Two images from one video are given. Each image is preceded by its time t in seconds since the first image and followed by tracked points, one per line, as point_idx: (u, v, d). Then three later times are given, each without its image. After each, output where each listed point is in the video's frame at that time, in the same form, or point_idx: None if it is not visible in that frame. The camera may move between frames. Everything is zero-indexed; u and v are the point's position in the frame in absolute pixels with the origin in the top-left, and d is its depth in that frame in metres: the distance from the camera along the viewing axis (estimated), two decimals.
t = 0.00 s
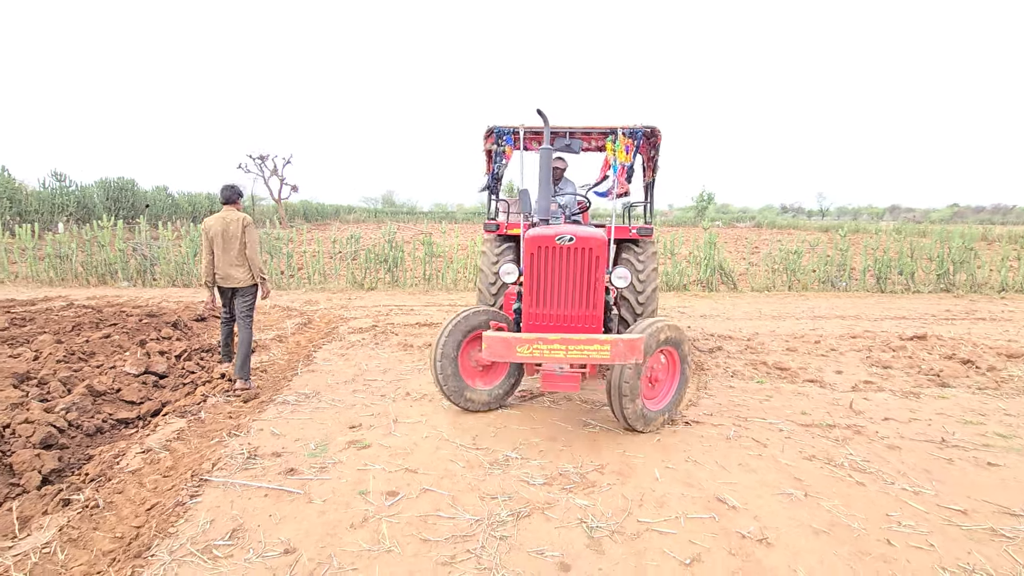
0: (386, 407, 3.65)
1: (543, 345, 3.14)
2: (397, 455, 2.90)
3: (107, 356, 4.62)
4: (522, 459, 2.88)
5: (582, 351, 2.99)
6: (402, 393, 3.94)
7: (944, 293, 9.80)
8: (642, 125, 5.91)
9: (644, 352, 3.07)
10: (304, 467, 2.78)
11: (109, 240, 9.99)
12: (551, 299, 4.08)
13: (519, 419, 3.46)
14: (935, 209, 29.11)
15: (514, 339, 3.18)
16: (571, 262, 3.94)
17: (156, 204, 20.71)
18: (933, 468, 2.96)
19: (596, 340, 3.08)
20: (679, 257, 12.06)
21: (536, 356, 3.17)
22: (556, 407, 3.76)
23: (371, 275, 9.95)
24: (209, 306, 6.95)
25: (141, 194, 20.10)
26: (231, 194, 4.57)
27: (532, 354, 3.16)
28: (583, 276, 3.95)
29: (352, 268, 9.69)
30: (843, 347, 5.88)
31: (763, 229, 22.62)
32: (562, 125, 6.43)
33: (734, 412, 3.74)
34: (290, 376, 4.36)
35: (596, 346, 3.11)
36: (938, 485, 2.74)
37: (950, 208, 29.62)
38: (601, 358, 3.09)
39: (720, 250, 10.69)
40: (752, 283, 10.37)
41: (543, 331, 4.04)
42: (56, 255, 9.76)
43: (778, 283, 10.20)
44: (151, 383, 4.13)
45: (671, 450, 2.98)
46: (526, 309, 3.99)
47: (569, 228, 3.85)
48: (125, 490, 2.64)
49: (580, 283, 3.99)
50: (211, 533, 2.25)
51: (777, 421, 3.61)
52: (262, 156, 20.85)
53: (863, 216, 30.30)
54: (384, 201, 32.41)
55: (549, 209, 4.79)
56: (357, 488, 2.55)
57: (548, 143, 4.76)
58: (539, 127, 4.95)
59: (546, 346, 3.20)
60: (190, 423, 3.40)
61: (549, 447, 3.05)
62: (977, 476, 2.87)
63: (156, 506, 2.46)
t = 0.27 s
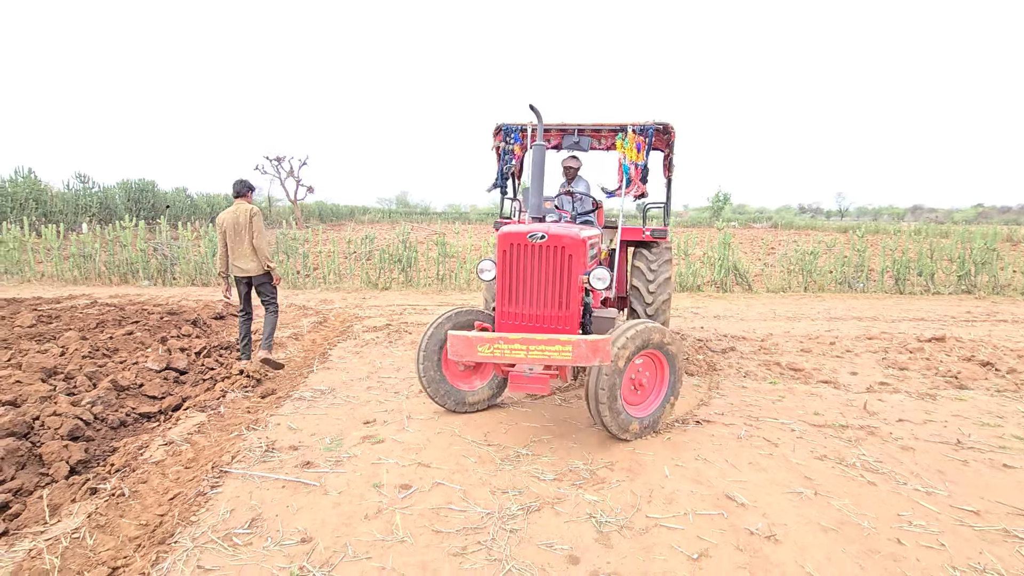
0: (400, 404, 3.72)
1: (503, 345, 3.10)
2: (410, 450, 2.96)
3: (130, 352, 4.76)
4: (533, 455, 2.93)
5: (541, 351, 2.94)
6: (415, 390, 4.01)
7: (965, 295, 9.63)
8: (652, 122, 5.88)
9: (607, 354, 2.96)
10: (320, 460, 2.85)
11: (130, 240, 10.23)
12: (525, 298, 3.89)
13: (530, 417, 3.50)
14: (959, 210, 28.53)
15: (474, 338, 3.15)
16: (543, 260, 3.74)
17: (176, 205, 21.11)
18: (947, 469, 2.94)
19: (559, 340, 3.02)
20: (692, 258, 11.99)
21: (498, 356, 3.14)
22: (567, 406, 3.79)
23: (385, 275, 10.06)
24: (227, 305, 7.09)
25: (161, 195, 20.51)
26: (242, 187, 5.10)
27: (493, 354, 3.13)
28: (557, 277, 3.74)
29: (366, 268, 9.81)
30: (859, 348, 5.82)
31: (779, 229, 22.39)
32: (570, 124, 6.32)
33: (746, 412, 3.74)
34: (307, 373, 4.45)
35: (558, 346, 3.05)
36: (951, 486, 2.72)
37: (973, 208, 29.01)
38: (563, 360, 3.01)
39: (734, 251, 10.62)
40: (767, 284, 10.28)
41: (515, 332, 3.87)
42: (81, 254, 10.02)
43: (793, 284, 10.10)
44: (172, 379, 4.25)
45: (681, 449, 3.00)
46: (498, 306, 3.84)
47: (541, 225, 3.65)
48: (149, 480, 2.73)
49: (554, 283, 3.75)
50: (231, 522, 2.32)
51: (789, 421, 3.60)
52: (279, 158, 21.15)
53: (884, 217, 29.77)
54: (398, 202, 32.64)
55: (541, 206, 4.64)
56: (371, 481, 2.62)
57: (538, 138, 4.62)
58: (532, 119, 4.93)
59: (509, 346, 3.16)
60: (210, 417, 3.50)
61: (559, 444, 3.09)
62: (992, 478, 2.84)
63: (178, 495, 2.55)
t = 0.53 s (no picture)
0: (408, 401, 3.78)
1: (456, 348, 3.11)
2: (416, 446, 3.01)
3: (147, 349, 4.89)
4: (537, 453, 2.96)
5: (489, 355, 2.93)
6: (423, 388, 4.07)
7: (984, 296, 9.45)
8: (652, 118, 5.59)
9: (557, 362, 2.87)
10: (328, 455, 2.92)
11: (150, 240, 10.46)
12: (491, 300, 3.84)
13: (535, 416, 3.53)
14: (982, 210, 27.93)
15: (429, 340, 3.19)
16: (503, 260, 3.69)
17: (194, 206, 21.50)
18: (955, 471, 2.92)
19: (511, 346, 2.98)
20: (705, 258, 11.93)
21: (453, 359, 3.16)
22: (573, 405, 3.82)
23: (397, 275, 10.16)
24: (242, 304, 7.24)
25: (180, 197, 20.91)
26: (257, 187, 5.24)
27: (447, 357, 3.16)
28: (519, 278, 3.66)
29: (379, 268, 9.92)
30: (871, 350, 5.76)
31: (795, 230, 22.15)
32: (569, 121, 6.25)
33: (752, 413, 3.73)
34: (318, 371, 4.54)
35: (511, 352, 3.01)
36: (957, 488, 2.70)
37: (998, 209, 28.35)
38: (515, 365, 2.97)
39: (747, 251, 10.54)
40: (781, 285, 10.19)
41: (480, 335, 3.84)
42: (102, 254, 10.29)
43: (807, 285, 9.99)
44: (187, 375, 4.36)
45: (684, 448, 3.01)
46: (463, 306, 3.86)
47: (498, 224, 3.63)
48: (163, 471, 2.82)
49: (517, 286, 3.67)
50: (241, 512, 2.39)
51: (796, 422, 3.58)
52: (294, 160, 21.44)
53: (906, 217, 29.20)
54: (412, 203, 32.90)
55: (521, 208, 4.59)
56: (377, 475, 2.68)
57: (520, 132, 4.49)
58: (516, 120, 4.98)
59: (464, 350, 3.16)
60: (223, 412, 3.59)
61: (563, 443, 3.12)
62: (1001, 480, 2.81)
63: (191, 487, 2.64)
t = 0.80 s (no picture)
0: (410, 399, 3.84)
1: (405, 353, 3.18)
2: (415, 442, 3.07)
3: (161, 346, 5.03)
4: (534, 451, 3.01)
5: (435, 357, 3.00)
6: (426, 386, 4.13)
7: (1003, 297, 9.26)
8: (638, 114, 5.31)
9: (501, 370, 2.96)
10: (330, 450, 3.00)
11: (167, 241, 10.70)
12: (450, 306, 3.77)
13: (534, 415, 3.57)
14: (1006, 210, 27.30)
15: (381, 344, 3.28)
16: (459, 266, 3.61)
17: (212, 207, 21.92)
18: (955, 473, 2.90)
19: (456, 353, 3.06)
20: (716, 259, 11.85)
21: (402, 364, 3.22)
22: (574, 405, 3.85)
23: (408, 275, 10.27)
24: (255, 303, 7.39)
25: (198, 199, 21.32)
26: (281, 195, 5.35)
27: (397, 361, 3.22)
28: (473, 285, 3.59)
29: (389, 268, 10.03)
30: (881, 351, 5.69)
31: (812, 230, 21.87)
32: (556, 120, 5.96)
33: (753, 413, 3.73)
34: (324, 369, 4.63)
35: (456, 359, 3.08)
36: (955, 490, 2.69)
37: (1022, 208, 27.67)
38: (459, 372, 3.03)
39: (758, 252, 10.45)
40: (792, 286, 10.09)
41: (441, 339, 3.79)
42: (122, 255, 10.55)
43: (820, 286, 9.88)
44: (199, 372, 4.49)
45: (681, 447, 3.03)
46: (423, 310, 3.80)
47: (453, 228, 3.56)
48: (171, 464, 2.92)
49: (474, 293, 3.60)
50: (243, 504, 2.48)
51: (797, 422, 3.58)
52: (309, 161, 21.71)
53: (928, 217, 28.61)
54: (426, 204, 33.13)
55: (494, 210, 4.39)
56: (376, 470, 2.74)
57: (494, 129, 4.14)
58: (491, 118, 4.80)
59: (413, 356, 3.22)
60: (231, 408, 3.70)
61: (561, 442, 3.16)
62: (1002, 482, 2.79)
63: (197, 479, 2.73)
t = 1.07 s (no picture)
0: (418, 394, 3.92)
1: (359, 352, 3.19)
2: (422, 435, 3.15)
3: (182, 341, 5.20)
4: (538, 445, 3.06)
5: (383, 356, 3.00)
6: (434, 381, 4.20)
7: None
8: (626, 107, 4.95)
9: (446, 371, 2.93)
10: (339, 441, 3.09)
11: (189, 239, 10.98)
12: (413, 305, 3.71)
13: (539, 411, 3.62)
14: None
15: (337, 342, 3.31)
16: (417, 264, 3.55)
17: (233, 206, 22.37)
18: (963, 472, 2.87)
19: (406, 353, 3.05)
20: (732, 257, 11.73)
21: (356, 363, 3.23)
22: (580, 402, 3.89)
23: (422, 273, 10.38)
24: (272, 300, 7.56)
25: (220, 198, 21.77)
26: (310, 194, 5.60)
27: (351, 359, 3.24)
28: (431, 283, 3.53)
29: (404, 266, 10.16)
30: (896, 350, 5.61)
31: (833, 227, 21.47)
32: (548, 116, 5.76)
33: (760, 411, 3.73)
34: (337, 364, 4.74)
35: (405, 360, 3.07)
36: (961, 489, 2.67)
37: None
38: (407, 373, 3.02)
39: (774, 250, 10.33)
40: (809, 284, 9.95)
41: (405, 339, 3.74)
42: (146, 253, 10.86)
43: (838, 284, 9.73)
44: (216, 366, 4.63)
45: (684, 443, 3.05)
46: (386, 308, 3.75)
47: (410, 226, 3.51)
48: (187, 453, 3.04)
49: (433, 292, 3.53)
50: (255, 491, 2.58)
51: (804, 420, 3.57)
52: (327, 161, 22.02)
53: (956, 214, 27.87)
54: (443, 202, 33.36)
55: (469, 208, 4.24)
56: (382, 461, 2.82)
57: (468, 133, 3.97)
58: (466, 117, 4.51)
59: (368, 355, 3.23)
60: (246, 400, 3.82)
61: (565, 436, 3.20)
62: (1011, 482, 2.75)
63: (212, 468, 2.84)
